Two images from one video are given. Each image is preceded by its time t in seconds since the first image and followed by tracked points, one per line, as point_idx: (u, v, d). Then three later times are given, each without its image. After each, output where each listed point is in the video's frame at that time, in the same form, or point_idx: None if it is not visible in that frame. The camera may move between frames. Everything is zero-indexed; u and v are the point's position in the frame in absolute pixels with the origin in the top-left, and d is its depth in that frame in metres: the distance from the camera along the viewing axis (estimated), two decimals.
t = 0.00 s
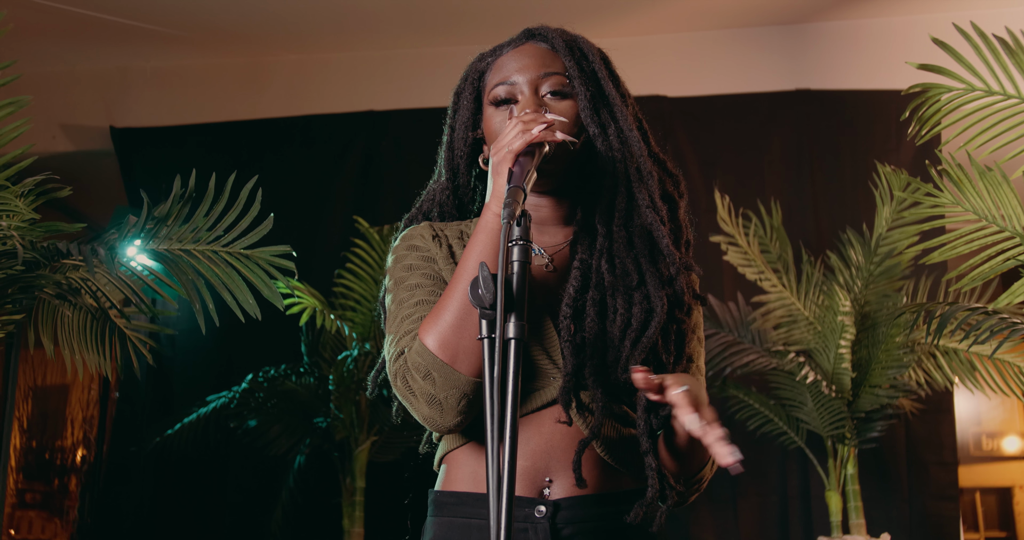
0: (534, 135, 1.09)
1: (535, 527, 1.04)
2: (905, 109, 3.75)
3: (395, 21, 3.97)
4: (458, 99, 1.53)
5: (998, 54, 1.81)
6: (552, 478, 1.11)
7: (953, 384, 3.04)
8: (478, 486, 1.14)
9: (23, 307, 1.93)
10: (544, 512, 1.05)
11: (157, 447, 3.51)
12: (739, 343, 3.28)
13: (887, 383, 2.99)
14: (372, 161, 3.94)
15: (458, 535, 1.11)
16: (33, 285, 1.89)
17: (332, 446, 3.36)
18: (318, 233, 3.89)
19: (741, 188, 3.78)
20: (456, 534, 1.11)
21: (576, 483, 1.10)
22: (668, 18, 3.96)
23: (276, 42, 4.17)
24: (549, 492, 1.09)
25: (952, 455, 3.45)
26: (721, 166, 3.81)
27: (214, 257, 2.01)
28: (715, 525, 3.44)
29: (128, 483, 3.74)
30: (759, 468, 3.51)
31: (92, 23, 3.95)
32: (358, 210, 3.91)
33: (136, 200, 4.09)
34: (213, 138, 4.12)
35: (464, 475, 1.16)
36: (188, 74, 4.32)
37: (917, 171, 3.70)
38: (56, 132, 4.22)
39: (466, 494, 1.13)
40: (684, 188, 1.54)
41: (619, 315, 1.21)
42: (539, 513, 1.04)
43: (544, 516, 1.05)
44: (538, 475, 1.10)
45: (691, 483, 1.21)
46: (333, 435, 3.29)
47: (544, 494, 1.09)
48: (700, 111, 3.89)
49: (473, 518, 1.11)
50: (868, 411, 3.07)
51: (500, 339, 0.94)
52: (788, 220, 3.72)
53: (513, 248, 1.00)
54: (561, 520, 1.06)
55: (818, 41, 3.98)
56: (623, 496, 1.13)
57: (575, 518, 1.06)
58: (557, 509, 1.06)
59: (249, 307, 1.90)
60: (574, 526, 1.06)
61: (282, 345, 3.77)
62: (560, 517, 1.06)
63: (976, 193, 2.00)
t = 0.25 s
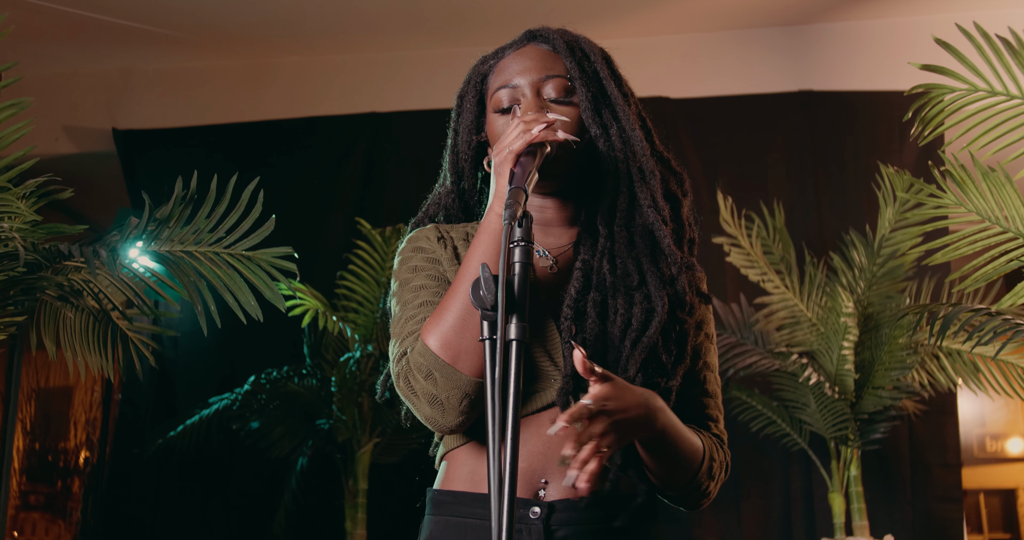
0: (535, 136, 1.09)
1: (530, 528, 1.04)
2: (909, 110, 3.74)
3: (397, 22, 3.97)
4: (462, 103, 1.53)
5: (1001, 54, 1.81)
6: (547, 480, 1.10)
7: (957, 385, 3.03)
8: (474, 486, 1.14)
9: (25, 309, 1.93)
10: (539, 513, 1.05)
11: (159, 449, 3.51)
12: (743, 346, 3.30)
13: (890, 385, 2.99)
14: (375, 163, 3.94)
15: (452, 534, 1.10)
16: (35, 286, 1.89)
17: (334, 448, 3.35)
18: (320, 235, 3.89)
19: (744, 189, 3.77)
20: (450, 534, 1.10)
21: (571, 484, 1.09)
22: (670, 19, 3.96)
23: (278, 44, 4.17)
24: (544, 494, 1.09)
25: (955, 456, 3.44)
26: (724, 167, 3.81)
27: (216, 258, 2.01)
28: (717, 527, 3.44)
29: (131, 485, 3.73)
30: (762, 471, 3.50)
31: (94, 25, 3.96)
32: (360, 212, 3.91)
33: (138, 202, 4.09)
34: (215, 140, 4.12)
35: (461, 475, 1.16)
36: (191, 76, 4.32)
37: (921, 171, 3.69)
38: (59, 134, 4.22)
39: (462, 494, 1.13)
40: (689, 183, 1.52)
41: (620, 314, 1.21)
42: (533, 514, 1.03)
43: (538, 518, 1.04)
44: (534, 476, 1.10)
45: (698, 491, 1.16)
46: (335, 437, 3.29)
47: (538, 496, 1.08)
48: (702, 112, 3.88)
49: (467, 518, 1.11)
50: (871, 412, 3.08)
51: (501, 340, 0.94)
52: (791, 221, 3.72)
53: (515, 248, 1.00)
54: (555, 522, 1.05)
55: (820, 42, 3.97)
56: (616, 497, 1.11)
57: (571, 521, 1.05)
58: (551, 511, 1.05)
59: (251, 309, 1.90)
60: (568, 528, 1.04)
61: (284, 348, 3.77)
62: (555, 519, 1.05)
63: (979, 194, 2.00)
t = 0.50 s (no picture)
0: (534, 140, 1.09)
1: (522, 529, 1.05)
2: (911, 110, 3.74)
3: (399, 23, 3.97)
4: (463, 107, 1.52)
5: (1004, 55, 1.80)
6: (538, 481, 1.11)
7: (960, 386, 3.03)
8: (471, 487, 1.14)
9: (27, 311, 1.94)
10: (530, 515, 1.06)
11: (162, 450, 3.51)
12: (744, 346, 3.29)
13: (893, 386, 2.99)
14: (377, 164, 3.95)
15: (448, 534, 1.11)
16: (36, 288, 1.89)
17: (337, 449, 3.36)
18: (322, 237, 3.89)
19: (746, 190, 3.77)
20: (446, 533, 1.11)
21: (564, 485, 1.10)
22: (672, 19, 3.95)
23: (280, 45, 4.17)
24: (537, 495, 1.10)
25: (958, 457, 3.44)
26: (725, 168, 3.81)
27: (217, 260, 2.02)
28: (721, 528, 3.43)
29: (134, 489, 3.71)
30: (765, 472, 3.50)
31: (96, 26, 3.96)
32: (362, 213, 3.91)
33: (140, 203, 4.10)
34: (217, 142, 4.12)
35: (458, 475, 1.16)
36: (193, 77, 4.33)
37: (923, 171, 3.68)
38: (61, 136, 4.23)
39: (460, 494, 1.13)
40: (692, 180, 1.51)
41: (616, 314, 1.21)
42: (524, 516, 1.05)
43: (529, 519, 1.06)
44: (528, 478, 1.11)
45: (699, 490, 1.15)
46: (337, 438, 3.29)
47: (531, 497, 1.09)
48: (704, 112, 3.88)
49: (464, 518, 1.11)
50: (874, 413, 3.07)
51: (502, 341, 0.94)
52: (793, 222, 3.71)
53: (516, 250, 1.00)
54: (546, 524, 1.06)
55: (823, 43, 3.97)
56: (611, 500, 1.11)
57: (563, 524, 1.06)
58: (543, 513, 1.07)
59: (252, 311, 1.90)
60: (559, 530, 1.06)
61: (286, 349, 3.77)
62: (546, 521, 1.06)
63: (981, 195, 1.99)
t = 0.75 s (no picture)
0: (532, 141, 1.09)
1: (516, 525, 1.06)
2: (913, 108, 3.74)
3: (402, 21, 3.97)
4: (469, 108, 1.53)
5: (1006, 52, 1.80)
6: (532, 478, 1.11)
7: (961, 383, 3.03)
8: (470, 482, 1.14)
9: (29, 309, 1.95)
10: (524, 511, 1.07)
11: (165, 447, 3.52)
12: (748, 345, 3.36)
13: (895, 383, 2.98)
14: (379, 162, 3.95)
15: (448, 530, 1.11)
16: (38, 286, 1.89)
17: (339, 446, 3.37)
18: (325, 235, 3.90)
19: (749, 188, 3.77)
20: (446, 529, 1.11)
21: (559, 482, 1.10)
22: (675, 17, 3.95)
23: (283, 43, 4.18)
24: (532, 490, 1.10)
25: (960, 454, 3.43)
26: (728, 165, 3.81)
27: (219, 258, 2.02)
28: (722, 525, 3.43)
29: (137, 485, 3.71)
30: (767, 469, 3.50)
31: (99, 24, 3.97)
32: (364, 211, 3.91)
33: (143, 201, 4.10)
34: (220, 139, 4.13)
35: (458, 471, 1.16)
36: (195, 75, 4.33)
37: (925, 169, 3.68)
38: (64, 133, 4.24)
39: (458, 489, 1.13)
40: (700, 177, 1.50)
41: (613, 309, 1.21)
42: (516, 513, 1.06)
43: (523, 516, 1.07)
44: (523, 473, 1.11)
45: (699, 489, 1.14)
46: (340, 435, 3.30)
47: (526, 493, 1.10)
48: (706, 110, 3.88)
49: (463, 514, 1.11)
50: (875, 411, 3.07)
51: (503, 339, 0.94)
52: (796, 219, 3.71)
53: (517, 247, 1.01)
54: (539, 520, 1.07)
55: (826, 41, 3.97)
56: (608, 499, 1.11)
57: (557, 521, 1.07)
58: (536, 509, 1.07)
59: (255, 309, 1.91)
60: (551, 527, 1.06)
61: (289, 346, 3.78)
62: (539, 517, 1.07)
63: (983, 193, 2.00)
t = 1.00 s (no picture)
0: (531, 145, 1.10)
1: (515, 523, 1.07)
2: (915, 107, 3.74)
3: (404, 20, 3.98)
4: (479, 108, 1.54)
5: (1006, 53, 1.80)
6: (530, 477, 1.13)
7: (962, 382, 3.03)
8: (471, 480, 1.14)
9: (33, 308, 1.96)
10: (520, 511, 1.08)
11: (168, 446, 3.53)
12: (749, 343, 3.37)
13: (896, 382, 2.99)
14: (381, 161, 3.96)
15: (449, 528, 1.12)
16: (42, 286, 1.91)
17: (342, 445, 3.39)
18: (327, 233, 3.90)
19: (750, 187, 3.78)
20: (447, 527, 1.12)
21: (557, 483, 1.10)
22: (677, 16, 3.95)
23: (285, 42, 4.18)
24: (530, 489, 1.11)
25: (961, 453, 3.44)
26: (730, 164, 3.81)
27: (223, 257, 2.03)
28: (724, 524, 3.44)
29: (141, 484, 3.72)
30: (769, 468, 3.50)
31: (102, 23, 3.97)
32: (366, 209, 3.92)
33: (146, 200, 4.11)
34: (222, 138, 4.14)
35: (461, 470, 1.16)
36: (198, 74, 4.34)
37: (927, 168, 3.68)
38: (67, 132, 4.24)
39: (461, 489, 1.14)
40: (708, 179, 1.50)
41: (612, 309, 1.22)
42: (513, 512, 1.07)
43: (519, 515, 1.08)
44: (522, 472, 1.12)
45: (700, 490, 1.14)
46: (343, 434, 3.31)
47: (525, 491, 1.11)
48: (708, 109, 3.88)
49: (464, 512, 1.12)
50: (876, 409, 3.07)
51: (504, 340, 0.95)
52: (797, 218, 3.72)
53: (519, 248, 1.01)
54: (535, 519, 1.08)
55: (828, 39, 3.97)
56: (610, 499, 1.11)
57: (557, 521, 1.07)
58: (532, 509, 1.08)
59: (258, 308, 1.92)
60: (547, 526, 1.07)
61: (291, 345, 3.79)
62: (535, 516, 1.08)
63: (984, 192, 2.00)
